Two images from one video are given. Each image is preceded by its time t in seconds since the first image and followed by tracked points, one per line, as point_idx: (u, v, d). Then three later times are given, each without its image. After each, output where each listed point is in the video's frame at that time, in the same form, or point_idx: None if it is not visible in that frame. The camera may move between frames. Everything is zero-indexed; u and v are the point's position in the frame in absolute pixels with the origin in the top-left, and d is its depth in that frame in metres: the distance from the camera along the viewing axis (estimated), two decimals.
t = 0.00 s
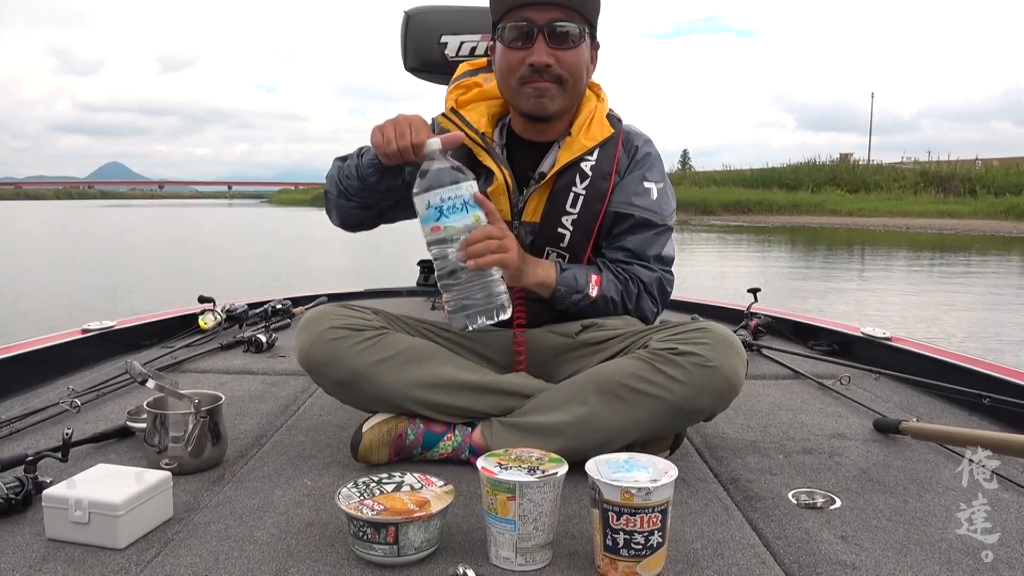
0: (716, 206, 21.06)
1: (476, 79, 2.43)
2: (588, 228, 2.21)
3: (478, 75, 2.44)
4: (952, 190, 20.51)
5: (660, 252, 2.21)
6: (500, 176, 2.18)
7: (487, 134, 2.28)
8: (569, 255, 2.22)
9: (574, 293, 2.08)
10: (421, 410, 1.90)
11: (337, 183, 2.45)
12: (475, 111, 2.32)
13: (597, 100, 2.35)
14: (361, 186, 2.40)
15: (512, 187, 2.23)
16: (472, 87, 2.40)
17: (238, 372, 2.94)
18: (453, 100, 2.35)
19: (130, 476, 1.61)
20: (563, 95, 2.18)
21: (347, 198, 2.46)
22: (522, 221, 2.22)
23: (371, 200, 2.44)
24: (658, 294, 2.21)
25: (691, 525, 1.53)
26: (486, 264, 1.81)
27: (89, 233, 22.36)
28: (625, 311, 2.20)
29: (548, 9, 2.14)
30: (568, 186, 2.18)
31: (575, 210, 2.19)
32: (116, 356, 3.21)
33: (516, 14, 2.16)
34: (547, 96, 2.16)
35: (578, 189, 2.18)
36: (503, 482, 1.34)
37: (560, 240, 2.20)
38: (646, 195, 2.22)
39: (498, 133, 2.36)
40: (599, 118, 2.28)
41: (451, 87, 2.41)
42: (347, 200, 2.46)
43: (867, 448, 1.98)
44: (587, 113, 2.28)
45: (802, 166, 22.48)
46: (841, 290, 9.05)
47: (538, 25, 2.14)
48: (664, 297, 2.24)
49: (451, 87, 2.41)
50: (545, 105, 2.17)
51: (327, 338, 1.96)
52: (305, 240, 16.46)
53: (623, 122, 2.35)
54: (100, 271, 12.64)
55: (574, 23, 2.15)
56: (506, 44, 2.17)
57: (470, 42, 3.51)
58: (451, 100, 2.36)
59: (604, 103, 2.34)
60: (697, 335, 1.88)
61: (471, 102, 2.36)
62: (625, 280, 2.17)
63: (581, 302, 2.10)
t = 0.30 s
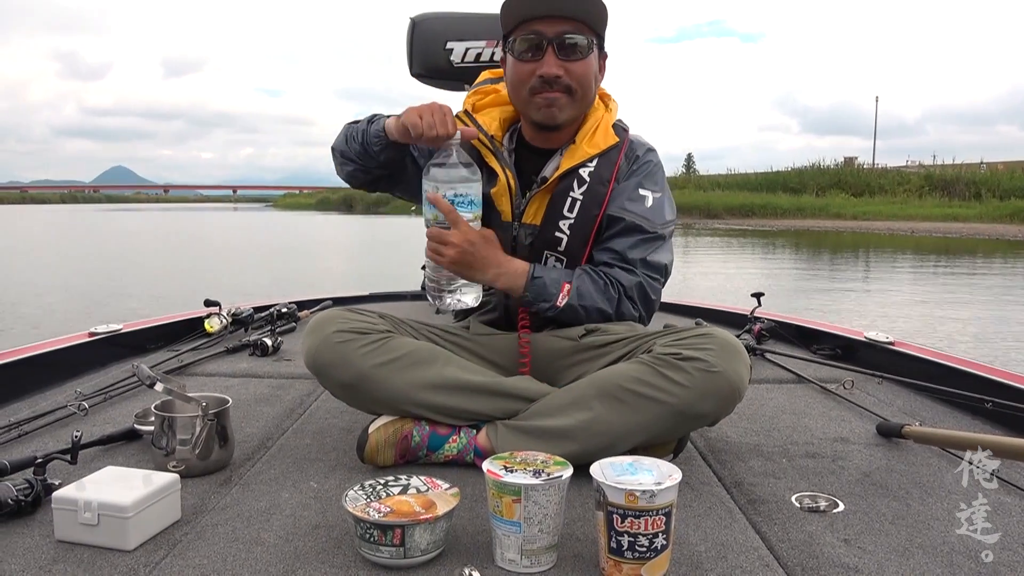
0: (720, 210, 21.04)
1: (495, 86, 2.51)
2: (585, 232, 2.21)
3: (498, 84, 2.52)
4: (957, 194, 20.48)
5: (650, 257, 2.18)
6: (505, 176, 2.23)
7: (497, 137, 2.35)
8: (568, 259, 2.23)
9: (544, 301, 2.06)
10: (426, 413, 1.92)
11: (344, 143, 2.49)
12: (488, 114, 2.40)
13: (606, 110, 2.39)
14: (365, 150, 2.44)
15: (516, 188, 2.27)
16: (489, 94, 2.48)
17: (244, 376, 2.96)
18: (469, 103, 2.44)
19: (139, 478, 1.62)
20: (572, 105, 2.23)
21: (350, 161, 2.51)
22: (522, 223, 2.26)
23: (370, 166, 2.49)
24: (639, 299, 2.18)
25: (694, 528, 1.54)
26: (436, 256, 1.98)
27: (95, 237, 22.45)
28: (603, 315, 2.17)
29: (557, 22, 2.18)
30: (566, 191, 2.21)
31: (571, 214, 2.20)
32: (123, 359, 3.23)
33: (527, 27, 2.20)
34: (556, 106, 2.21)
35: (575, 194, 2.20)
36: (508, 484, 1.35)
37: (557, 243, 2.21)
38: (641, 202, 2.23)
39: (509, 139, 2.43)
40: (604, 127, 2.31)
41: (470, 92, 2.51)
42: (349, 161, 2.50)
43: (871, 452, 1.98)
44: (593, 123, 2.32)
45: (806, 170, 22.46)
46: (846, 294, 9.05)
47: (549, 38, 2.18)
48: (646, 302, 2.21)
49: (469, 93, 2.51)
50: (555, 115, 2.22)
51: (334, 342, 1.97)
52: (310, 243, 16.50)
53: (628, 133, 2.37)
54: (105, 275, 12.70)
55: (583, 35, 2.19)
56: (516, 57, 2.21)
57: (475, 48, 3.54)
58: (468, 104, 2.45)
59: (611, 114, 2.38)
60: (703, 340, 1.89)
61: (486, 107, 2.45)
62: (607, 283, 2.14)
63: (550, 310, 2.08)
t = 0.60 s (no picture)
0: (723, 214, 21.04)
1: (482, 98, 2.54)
2: (573, 236, 2.22)
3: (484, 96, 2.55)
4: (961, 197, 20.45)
5: (640, 256, 2.16)
6: (491, 185, 2.26)
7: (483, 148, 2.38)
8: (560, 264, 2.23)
9: (533, 304, 2.04)
10: (432, 419, 1.93)
11: (336, 154, 2.53)
12: (474, 125, 2.43)
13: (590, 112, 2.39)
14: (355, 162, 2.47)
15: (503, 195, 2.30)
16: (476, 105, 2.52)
17: (249, 380, 2.97)
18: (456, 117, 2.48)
19: (146, 482, 1.63)
20: (551, 112, 2.24)
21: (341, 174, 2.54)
22: (513, 229, 2.29)
23: (358, 178, 2.51)
24: (630, 299, 2.16)
25: (699, 532, 1.54)
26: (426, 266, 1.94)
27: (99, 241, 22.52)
28: (594, 318, 2.15)
29: (532, 31, 2.19)
30: (553, 195, 2.22)
31: (560, 218, 2.22)
32: (128, 364, 3.25)
33: (504, 36, 2.21)
34: (536, 114, 2.22)
35: (561, 199, 2.21)
36: (513, 488, 1.36)
37: (548, 249, 2.23)
38: (628, 201, 2.21)
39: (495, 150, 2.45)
40: (588, 129, 2.31)
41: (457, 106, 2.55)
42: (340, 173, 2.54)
43: (874, 456, 1.99)
44: (576, 125, 2.33)
45: (809, 174, 22.46)
46: (849, 298, 9.04)
47: (525, 47, 2.19)
48: (638, 303, 2.19)
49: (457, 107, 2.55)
50: (536, 123, 2.23)
51: (339, 347, 1.98)
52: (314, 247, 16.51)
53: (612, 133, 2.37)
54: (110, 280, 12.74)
55: (560, 43, 2.20)
56: (493, 68, 2.22)
57: (478, 55, 3.56)
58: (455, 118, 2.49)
59: (595, 115, 2.37)
60: (706, 341, 1.89)
61: (473, 119, 2.48)
62: (596, 285, 2.12)
63: (541, 313, 2.06)
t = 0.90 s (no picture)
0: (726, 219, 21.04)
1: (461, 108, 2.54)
2: (566, 242, 2.22)
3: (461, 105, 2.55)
4: (965, 201, 20.42)
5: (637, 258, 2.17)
6: (478, 197, 2.26)
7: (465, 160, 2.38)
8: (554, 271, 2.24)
9: (541, 312, 2.03)
10: (436, 426, 1.93)
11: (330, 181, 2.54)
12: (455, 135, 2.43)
13: (570, 115, 2.39)
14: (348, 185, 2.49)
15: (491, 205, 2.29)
16: (456, 116, 2.52)
17: (253, 385, 2.98)
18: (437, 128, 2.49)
19: (151, 486, 1.64)
20: (523, 120, 2.25)
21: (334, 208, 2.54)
22: (504, 238, 2.29)
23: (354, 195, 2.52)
24: (633, 301, 2.17)
25: (702, 536, 1.54)
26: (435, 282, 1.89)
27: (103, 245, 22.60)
28: (598, 322, 2.16)
29: (495, 40, 2.20)
30: (541, 204, 2.22)
31: (550, 226, 2.21)
32: (133, 369, 3.26)
33: (469, 48, 2.23)
34: (507, 123, 2.23)
35: (550, 207, 2.21)
36: (517, 493, 1.36)
37: (541, 257, 2.23)
38: (620, 204, 2.21)
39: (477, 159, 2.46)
40: (571, 132, 2.31)
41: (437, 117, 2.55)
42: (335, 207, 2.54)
43: (878, 460, 1.99)
44: (558, 129, 2.33)
45: (813, 178, 22.45)
46: (853, 302, 9.03)
47: (490, 57, 2.20)
48: (640, 305, 2.20)
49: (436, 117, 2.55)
50: (508, 132, 2.25)
51: (343, 356, 2.00)
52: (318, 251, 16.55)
53: (594, 134, 2.37)
54: (114, 284, 12.78)
55: (524, 51, 2.20)
56: (461, 81, 2.25)
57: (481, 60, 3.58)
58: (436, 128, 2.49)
59: (575, 118, 2.37)
60: (708, 347, 1.90)
61: (454, 129, 2.48)
62: (599, 290, 2.12)
63: (549, 320, 2.06)
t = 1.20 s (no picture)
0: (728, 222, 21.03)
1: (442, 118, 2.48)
2: (568, 249, 2.22)
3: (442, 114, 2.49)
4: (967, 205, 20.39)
5: (651, 258, 2.17)
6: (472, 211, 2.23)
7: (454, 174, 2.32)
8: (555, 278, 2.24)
9: (572, 318, 2.05)
10: (435, 428, 1.92)
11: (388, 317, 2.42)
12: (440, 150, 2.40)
13: (557, 117, 2.32)
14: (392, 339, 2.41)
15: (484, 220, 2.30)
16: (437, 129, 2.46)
17: (253, 387, 2.98)
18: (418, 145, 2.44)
19: (151, 488, 1.64)
20: (477, 152, 2.17)
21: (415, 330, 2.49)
22: (503, 250, 2.27)
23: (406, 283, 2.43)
24: (653, 301, 2.17)
25: (702, 538, 1.54)
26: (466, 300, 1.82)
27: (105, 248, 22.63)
28: (621, 323, 2.17)
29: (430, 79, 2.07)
30: (539, 214, 2.20)
31: (550, 234, 2.21)
32: (133, 371, 3.27)
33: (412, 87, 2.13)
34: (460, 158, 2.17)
35: (548, 215, 2.20)
36: (517, 495, 1.36)
37: (543, 266, 2.23)
38: (624, 206, 2.20)
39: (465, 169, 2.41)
40: (560, 136, 2.26)
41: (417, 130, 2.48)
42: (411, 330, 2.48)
43: (878, 462, 1.99)
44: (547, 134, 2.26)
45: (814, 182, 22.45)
46: (855, 306, 9.01)
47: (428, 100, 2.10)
48: (659, 303, 2.20)
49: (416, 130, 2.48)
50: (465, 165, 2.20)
51: (343, 359, 2.00)
52: (320, 254, 16.57)
53: (584, 135, 2.32)
54: (117, 287, 12.81)
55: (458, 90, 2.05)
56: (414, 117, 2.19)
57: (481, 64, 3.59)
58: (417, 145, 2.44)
59: (563, 120, 2.30)
60: (707, 351, 1.90)
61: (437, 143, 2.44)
62: (621, 293, 2.12)
63: (579, 326, 2.08)
